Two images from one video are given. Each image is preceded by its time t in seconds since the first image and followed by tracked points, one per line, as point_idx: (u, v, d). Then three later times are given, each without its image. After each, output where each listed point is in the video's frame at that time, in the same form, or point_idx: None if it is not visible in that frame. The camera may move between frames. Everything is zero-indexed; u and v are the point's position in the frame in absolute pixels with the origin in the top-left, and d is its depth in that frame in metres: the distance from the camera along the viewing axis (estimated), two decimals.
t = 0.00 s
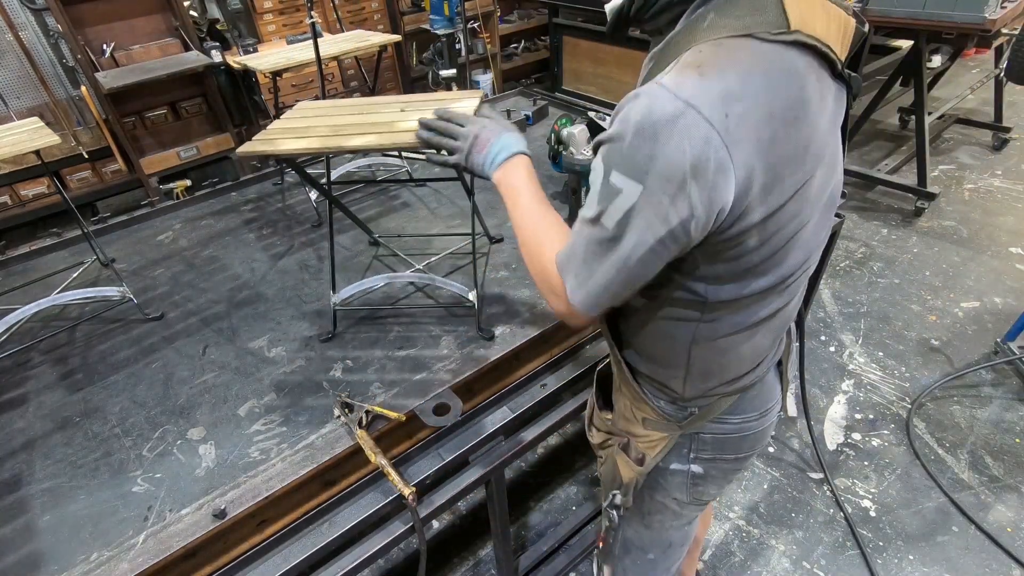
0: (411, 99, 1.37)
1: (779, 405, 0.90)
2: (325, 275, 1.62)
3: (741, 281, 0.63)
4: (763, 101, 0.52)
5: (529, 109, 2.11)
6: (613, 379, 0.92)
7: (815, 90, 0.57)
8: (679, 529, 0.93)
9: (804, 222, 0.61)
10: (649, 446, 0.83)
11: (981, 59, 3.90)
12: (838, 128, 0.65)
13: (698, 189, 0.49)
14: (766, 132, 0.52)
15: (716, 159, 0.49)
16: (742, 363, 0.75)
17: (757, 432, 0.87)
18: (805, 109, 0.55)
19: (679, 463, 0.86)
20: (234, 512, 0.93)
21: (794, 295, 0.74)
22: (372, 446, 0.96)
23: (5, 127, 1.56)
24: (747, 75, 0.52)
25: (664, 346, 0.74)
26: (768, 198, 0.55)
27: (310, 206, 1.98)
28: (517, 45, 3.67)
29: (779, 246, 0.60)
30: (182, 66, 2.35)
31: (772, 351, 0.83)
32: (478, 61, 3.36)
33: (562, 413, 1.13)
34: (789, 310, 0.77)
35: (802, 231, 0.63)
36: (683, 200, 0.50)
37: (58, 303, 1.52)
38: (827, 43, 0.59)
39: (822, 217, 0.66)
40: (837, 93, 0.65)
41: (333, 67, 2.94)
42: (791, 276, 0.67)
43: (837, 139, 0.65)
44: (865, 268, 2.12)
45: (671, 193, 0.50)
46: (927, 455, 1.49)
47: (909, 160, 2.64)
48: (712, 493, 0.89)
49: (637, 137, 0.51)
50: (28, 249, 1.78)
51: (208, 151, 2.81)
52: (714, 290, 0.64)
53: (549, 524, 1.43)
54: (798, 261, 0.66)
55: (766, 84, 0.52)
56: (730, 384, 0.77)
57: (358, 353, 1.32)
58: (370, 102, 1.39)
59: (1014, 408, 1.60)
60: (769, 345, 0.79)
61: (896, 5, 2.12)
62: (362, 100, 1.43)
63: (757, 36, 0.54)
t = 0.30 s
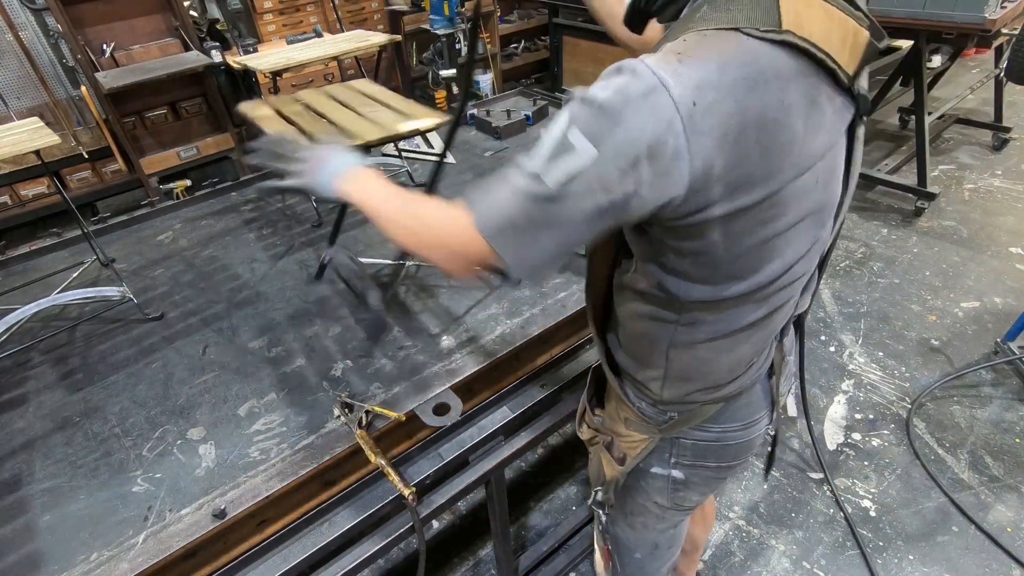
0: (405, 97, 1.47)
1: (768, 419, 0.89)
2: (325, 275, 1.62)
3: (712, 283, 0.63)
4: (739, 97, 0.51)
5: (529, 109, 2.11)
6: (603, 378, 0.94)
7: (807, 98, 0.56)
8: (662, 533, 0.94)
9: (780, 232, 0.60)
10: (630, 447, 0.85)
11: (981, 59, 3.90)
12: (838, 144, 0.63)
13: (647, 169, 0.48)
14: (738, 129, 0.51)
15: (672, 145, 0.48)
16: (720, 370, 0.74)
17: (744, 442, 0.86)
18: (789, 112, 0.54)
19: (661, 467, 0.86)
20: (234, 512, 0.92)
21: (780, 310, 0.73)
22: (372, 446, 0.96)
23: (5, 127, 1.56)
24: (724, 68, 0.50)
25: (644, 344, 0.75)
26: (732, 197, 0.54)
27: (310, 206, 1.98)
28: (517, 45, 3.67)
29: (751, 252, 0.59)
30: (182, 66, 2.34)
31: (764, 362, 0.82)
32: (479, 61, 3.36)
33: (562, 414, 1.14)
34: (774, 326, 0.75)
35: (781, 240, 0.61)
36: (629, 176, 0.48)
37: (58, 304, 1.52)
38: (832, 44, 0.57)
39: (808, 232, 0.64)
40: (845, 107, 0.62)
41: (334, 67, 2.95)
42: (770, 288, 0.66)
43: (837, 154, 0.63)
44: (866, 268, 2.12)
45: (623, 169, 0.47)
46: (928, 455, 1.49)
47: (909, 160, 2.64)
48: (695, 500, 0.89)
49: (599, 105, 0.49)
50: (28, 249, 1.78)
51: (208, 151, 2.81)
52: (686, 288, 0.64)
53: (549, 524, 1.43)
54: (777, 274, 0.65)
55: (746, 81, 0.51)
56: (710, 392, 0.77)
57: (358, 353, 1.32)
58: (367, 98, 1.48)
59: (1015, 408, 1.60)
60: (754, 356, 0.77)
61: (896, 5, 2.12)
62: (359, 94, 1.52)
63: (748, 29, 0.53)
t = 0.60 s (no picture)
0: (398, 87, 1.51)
1: (751, 423, 0.88)
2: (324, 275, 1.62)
3: (709, 311, 0.61)
4: (753, 126, 0.48)
5: (529, 109, 2.11)
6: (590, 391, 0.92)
7: (824, 129, 0.53)
8: (657, 537, 0.92)
9: (781, 265, 0.58)
10: (618, 461, 0.84)
11: (981, 58, 3.90)
12: (848, 175, 0.60)
13: (648, 192, 0.46)
14: (747, 160, 0.49)
15: (679, 171, 0.46)
16: (712, 393, 0.73)
17: (727, 449, 0.85)
18: (803, 142, 0.52)
19: (649, 476, 0.85)
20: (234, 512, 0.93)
21: (774, 337, 0.72)
22: (372, 446, 0.96)
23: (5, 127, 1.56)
24: (744, 96, 0.48)
25: (636, 364, 0.74)
26: (737, 229, 0.52)
27: (310, 206, 1.98)
28: (517, 45, 3.67)
29: (750, 283, 0.58)
30: (182, 66, 2.34)
31: (752, 381, 0.80)
32: (478, 61, 3.36)
33: (562, 413, 1.14)
34: (764, 352, 0.74)
35: (783, 272, 0.59)
36: (628, 195, 0.47)
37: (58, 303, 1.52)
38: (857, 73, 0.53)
39: (810, 263, 0.62)
40: (857, 144, 0.59)
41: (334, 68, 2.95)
42: (765, 318, 0.65)
43: (846, 184, 0.61)
44: (866, 268, 2.12)
45: (624, 190, 0.46)
46: (927, 455, 1.49)
47: (909, 160, 2.64)
48: (683, 505, 0.89)
49: (610, 119, 0.47)
50: (28, 249, 1.79)
51: (208, 151, 2.81)
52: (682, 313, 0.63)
53: (548, 524, 1.43)
54: (774, 305, 0.63)
55: (762, 110, 0.49)
56: (697, 412, 0.75)
57: (358, 353, 1.32)
58: (362, 89, 1.52)
59: (1015, 409, 1.60)
60: (743, 380, 0.76)
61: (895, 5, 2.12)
62: (355, 86, 1.56)
63: (767, 53, 0.51)
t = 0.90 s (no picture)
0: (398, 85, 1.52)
1: (763, 434, 0.87)
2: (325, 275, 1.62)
3: (746, 306, 0.61)
4: (816, 106, 0.48)
5: (529, 109, 2.11)
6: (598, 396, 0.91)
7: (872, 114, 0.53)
8: (658, 549, 0.94)
9: (823, 257, 0.58)
10: (626, 476, 0.84)
11: (981, 59, 3.90)
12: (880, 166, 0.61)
13: (709, 168, 0.46)
14: (807, 143, 0.48)
15: (743, 150, 0.46)
16: (741, 392, 0.73)
17: (739, 464, 0.85)
18: (858, 126, 0.51)
19: (656, 491, 0.85)
20: (234, 512, 0.93)
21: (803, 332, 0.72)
22: (372, 446, 0.96)
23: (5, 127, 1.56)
24: (810, 76, 0.47)
25: (656, 366, 0.73)
26: (790, 216, 0.51)
27: (310, 206, 1.98)
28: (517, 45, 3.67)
29: (790, 276, 0.57)
30: (182, 66, 2.34)
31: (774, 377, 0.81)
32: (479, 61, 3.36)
33: (563, 412, 1.14)
34: (792, 348, 0.74)
35: (821, 266, 0.59)
36: (687, 170, 0.46)
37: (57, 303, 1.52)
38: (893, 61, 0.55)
39: (842, 258, 0.63)
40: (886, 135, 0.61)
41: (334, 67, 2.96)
42: (798, 313, 0.65)
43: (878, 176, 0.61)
44: (866, 268, 2.12)
45: (682, 163, 0.46)
46: (928, 455, 1.49)
47: (909, 160, 2.64)
48: (689, 520, 0.89)
49: (674, 89, 0.46)
50: (28, 249, 1.79)
51: (208, 151, 2.80)
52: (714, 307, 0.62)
53: (549, 524, 1.43)
54: (806, 301, 0.64)
55: (825, 88, 0.48)
56: (715, 422, 0.75)
57: (359, 353, 1.32)
58: (363, 89, 1.52)
59: (1015, 408, 1.60)
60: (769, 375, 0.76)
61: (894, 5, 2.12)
62: (356, 85, 1.56)
63: (820, 30, 0.50)
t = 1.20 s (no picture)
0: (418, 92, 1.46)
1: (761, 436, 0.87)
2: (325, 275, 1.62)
3: (745, 304, 0.61)
4: (814, 98, 0.49)
5: (529, 109, 2.11)
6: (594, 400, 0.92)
7: (868, 109, 0.54)
8: (658, 551, 0.94)
9: (822, 253, 0.58)
10: (627, 479, 0.84)
11: (981, 59, 3.89)
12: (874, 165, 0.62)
13: (717, 167, 0.46)
14: (808, 134, 0.49)
15: (748, 146, 0.46)
16: (740, 390, 0.73)
17: (738, 464, 0.85)
18: (854, 120, 0.52)
19: (655, 492, 0.85)
20: (234, 512, 0.93)
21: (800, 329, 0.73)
22: (372, 446, 0.96)
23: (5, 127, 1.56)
24: (806, 70, 0.48)
25: (655, 367, 0.73)
26: (790, 210, 0.52)
27: (310, 206, 1.98)
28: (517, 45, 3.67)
29: (788, 272, 0.58)
30: (182, 66, 2.34)
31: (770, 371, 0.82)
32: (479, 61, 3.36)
33: (563, 412, 1.14)
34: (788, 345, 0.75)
35: (819, 262, 0.60)
36: (697, 172, 0.46)
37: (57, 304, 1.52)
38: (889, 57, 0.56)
39: (837, 255, 0.63)
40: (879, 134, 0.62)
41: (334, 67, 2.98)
42: (796, 311, 0.65)
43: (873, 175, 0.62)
44: (866, 268, 2.12)
45: (691, 162, 0.46)
46: (928, 455, 1.49)
47: (909, 160, 2.64)
48: (688, 520, 0.89)
49: (677, 89, 0.46)
50: (28, 249, 1.78)
51: (208, 151, 2.81)
52: (712, 308, 0.62)
53: (549, 524, 1.43)
54: (804, 299, 0.64)
55: (822, 81, 0.49)
56: (713, 421, 0.76)
57: (359, 353, 1.32)
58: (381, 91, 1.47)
59: (1014, 408, 1.60)
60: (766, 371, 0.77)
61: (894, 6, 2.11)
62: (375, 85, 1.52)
63: (813, 22, 0.52)
